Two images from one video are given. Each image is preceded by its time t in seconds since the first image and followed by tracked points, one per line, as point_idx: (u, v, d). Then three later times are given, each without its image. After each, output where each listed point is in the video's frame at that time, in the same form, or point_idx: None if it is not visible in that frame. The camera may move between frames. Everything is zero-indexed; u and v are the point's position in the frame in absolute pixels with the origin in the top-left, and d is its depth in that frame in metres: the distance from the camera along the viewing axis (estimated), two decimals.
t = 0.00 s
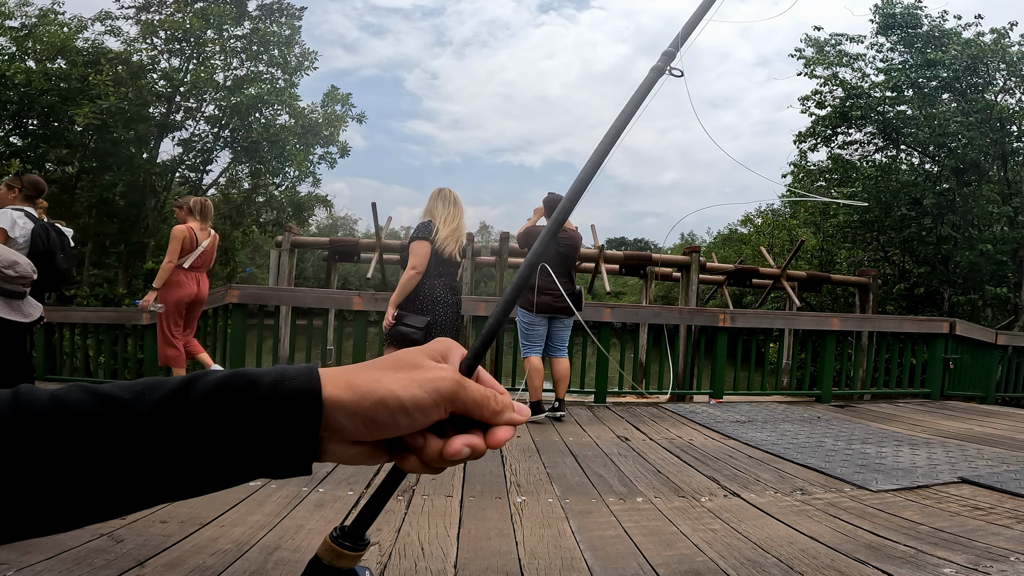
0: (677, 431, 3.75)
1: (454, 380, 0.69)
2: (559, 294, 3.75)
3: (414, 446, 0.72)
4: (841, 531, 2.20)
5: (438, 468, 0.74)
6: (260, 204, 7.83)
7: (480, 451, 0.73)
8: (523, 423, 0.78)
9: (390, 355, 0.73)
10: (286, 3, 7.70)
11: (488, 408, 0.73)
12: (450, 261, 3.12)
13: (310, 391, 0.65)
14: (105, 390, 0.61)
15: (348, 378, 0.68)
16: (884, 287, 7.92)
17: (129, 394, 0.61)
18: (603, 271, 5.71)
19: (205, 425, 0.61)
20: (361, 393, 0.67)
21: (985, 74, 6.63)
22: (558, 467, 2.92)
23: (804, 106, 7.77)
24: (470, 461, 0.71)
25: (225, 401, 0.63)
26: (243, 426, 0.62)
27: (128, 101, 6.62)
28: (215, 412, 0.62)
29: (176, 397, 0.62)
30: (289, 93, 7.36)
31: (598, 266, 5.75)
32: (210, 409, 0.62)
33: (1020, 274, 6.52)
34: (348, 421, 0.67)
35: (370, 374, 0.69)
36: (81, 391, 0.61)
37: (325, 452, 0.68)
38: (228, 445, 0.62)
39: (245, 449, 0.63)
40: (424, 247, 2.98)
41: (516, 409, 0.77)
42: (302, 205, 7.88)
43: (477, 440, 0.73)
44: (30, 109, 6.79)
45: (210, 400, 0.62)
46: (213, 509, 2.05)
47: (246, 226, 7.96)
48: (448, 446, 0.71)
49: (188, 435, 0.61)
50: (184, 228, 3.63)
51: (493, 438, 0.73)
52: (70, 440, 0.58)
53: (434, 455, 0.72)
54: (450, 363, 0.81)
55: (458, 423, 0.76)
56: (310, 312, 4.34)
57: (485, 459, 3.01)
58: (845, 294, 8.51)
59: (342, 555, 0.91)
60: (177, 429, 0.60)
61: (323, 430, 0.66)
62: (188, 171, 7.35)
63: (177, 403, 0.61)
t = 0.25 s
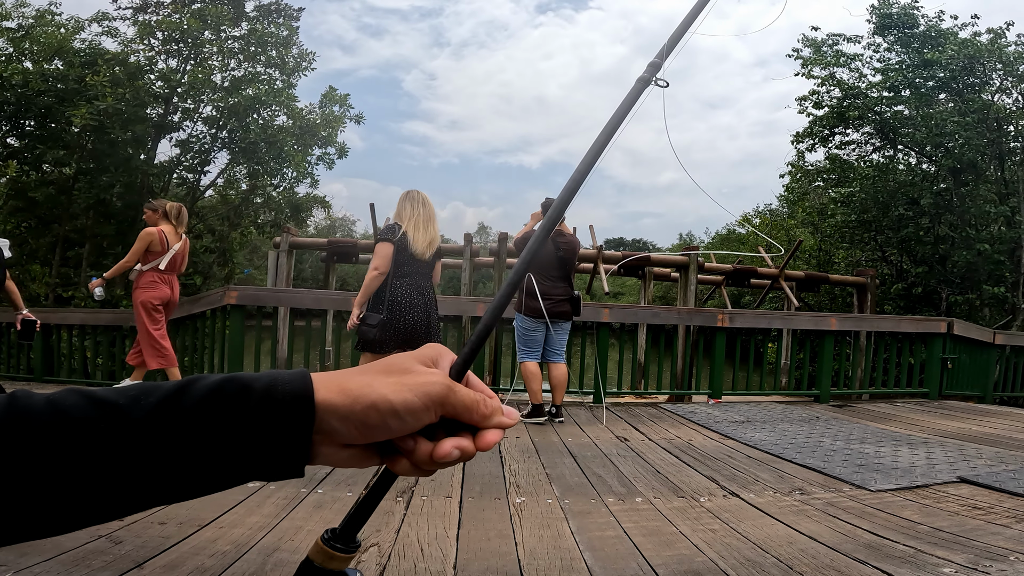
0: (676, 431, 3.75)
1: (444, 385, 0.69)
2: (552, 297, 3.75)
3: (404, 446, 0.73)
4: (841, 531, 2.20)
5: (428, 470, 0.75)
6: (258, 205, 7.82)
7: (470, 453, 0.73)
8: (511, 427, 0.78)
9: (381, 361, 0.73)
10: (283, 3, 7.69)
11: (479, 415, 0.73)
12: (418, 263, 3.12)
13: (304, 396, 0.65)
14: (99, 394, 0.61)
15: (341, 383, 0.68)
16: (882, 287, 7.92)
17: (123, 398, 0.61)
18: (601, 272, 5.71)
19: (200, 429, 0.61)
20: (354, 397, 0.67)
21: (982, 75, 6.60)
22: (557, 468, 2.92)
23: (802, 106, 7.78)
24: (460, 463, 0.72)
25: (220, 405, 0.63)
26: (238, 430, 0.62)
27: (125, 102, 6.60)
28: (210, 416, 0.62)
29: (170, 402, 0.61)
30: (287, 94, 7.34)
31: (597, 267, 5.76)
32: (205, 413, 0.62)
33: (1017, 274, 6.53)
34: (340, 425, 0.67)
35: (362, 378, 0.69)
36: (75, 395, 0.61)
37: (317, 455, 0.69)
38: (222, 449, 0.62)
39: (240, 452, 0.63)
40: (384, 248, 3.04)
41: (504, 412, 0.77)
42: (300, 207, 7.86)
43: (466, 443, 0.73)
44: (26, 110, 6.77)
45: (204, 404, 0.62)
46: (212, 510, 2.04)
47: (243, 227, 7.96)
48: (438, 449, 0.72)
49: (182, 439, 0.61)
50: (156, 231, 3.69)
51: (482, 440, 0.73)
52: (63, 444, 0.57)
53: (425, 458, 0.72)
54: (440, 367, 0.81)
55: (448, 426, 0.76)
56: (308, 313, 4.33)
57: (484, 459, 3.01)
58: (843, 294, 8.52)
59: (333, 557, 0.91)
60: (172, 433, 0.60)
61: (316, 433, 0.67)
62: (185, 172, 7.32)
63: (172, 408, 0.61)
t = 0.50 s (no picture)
0: (676, 431, 3.75)
1: (430, 385, 0.68)
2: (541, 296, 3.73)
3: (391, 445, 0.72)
4: (841, 530, 2.20)
5: (416, 467, 0.75)
6: (257, 207, 7.82)
7: (456, 451, 0.73)
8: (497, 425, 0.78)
9: (369, 361, 0.73)
10: (282, 5, 7.69)
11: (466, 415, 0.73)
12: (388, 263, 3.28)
13: (292, 397, 0.65)
14: (90, 395, 0.61)
15: (329, 382, 0.68)
16: (881, 287, 7.91)
17: (114, 398, 0.61)
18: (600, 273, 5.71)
19: (191, 429, 0.61)
20: (341, 397, 0.67)
21: (979, 75, 6.62)
22: (557, 468, 2.92)
23: (800, 107, 7.80)
24: (447, 461, 0.71)
25: (208, 406, 0.62)
26: (229, 430, 0.62)
27: (123, 104, 6.59)
28: (199, 417, 0.62)
29: (161, 403, 0.61)
30: (285, 96, 7.33)
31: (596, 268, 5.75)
32: (194, 414, 0.62)
33: (1015, 274, 6.55)
34: (327, 424, 0.67)
35: (351, 378, 0.69)
36: (67, 396, 0.60)
37: (304, 454, 0.68)
38: (213, 449, 0.62)
39: (230, 452, 0.63)
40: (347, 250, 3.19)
41: (490, 411, 0.77)
42: (298, 208, 7.86)
43: (453, 442, 0.73)
44: (24, 111, 6.76)
45: (193, 406, 0.62)
46: (211, 512, 2.04)
47: (242, 228, 7.97)
48: (424, 447, 0.71)
49: (175, 440, 0.61)
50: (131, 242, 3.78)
51: (467, 439, 0.73)
52: (58, 445, 0.58)
53: (412, 456, 0.72)
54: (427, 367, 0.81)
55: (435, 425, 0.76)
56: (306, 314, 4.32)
57: (484, 460, 3.00)
58: (841, 294, 8.54)
59: (321, 554, 0.90)
60: (162, 434, 0.60)
61: (303, 432, 0.66)
62: (184, 174, 7.31)
63: (162, 409, 0.61)
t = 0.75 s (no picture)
0: (675, 432, 3.75)
1: (418, 376, 0.69)
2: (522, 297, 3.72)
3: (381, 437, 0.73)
4: (841, 530, 2.19)
5: (407, 458, 0.75)
6: (255, 208, 7.81)
7: (445, 441, 0.74)
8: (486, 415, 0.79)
9: (358, 354, 0.74)
10: (280, 6, 7.70)
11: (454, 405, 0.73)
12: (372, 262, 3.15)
13: (284, 391, 0.65)
14: (85, 391, 0.60)
15: (319, 376, 0.69)
16: (879, 288, 7.91)
17: (109, 394, 0.60)
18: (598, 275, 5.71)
19: (186, 423, 0.61)
20: (331, 389, 0.68)
21: (975, 75, 6.64)
22: (557, 469, 2.92)
23: (797, 107, 7.82)
24: (437, 451, 0.72)
25: (202, 400, 0.62)
26: (213, 424, 0.62)
27: (121, 105, 6.58)
28: (193, 411, 0.62)
29: (154, 398, 0.61)
30: (283, 97, 7.33)
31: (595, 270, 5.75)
32: (189, 408, 0.62)
33: (1013, 274, 6.57)
34: (318, 416, 0.67)
35: (340, 372, 0.70)
36: (62, 392, 0.60)
37: (295, 447, 0.69)
38: (208, 443, 0.62)
39: (226, 445, 0.63)
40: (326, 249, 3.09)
41: (477, 401, 0.78)
42: (297, 209, 7.86)
43: (444, 432, 0.74)
44: (22, 113, 6.75)
45: (187, 400, 0.62)
46: (211, 514, 2.03)
47: (240, 230, 7.98)
48: (414, 437, 0.72)
49: (170, 434, 0.60)
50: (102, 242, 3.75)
51: (456, 428, 0.73)
52: (52, 441, 0.57)
53: (402, 447, 0.73)
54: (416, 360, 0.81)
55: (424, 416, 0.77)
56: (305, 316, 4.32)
57: (484, 461, 3.00)
58: (839, 294, 8.56)
59: (316, 546, 0.90)
60: (158, 429, 0.60)
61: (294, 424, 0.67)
62: (182, 176, 7.31)
63: (157, 403, 0.61)
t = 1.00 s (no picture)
0: (674, 433, 3.75)
1: (406, 372, 0.70)
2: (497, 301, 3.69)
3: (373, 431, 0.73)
4: (841, 531, 2.19)
5: (397, 454, 0.75)
6: (254, 210, 7.81)
7: (435, 436, 0.74)
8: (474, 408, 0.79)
9: (346, 351, 0.74)
10: (278, 7, 7.71)
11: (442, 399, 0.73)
12: (360, 267, 3.11)
13: (274, 387, 0.65)
14: (75, 390, 0.59)
15: (308, 373, 0.69)
16: (877, 288, 7.92)
17: (99, 393, 0.60)
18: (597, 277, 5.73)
19: (178, 421, 0.61)
20: (320, 386, 0.68)
21: (972, 76, 6.67)
22: (556, 470, 2.92)
23: (795, 108, 7.85)
24: (427, 445, 0.72)
25: (192, 399, 0.62)
26: (205, 423, 0.61)
27: (119, 106, 6.57)
28: (184, 409, 0.61)
29: (145, 396, 0.60)
30: (282, 99, 7.33)
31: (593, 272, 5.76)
32: (179, 407, 0.61)
33: (1010, 274, 6.60)
34: (307, 412, 0.67)
35: (329, 369, 0.70)
36: (53, 391, 0.59)
37: (286, 443, 0.69)
38: (201, 440, 0.62)
39: (218, 442, 0.62)
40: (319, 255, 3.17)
41: (465, 396, 0.78)
42: (295, 211, 7.86)
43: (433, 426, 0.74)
44: (20, 114, 6.74)
45: (178, 398, 0.61)
46: (210, 516, 2.02)
47: (239, 232, 7.99)
48: (403, 433, 0.72)
49: (162, 433, 0.60)
50: (63, 251, 3.72)
51: (445, 422, 0.73)
52: (43, 440, 0.56)
53: (393, 441, 0.73)
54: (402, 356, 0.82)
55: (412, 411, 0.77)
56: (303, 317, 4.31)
57: (483, 462, 2.99)
58: (837, 295, 8.57)
59: (311, 543, 0.89)
60: (149, 427, 0.59)
61: (283, 421, 0.67)
62: (180, 177, 7.30)
63: (148, 402, 0.60)
